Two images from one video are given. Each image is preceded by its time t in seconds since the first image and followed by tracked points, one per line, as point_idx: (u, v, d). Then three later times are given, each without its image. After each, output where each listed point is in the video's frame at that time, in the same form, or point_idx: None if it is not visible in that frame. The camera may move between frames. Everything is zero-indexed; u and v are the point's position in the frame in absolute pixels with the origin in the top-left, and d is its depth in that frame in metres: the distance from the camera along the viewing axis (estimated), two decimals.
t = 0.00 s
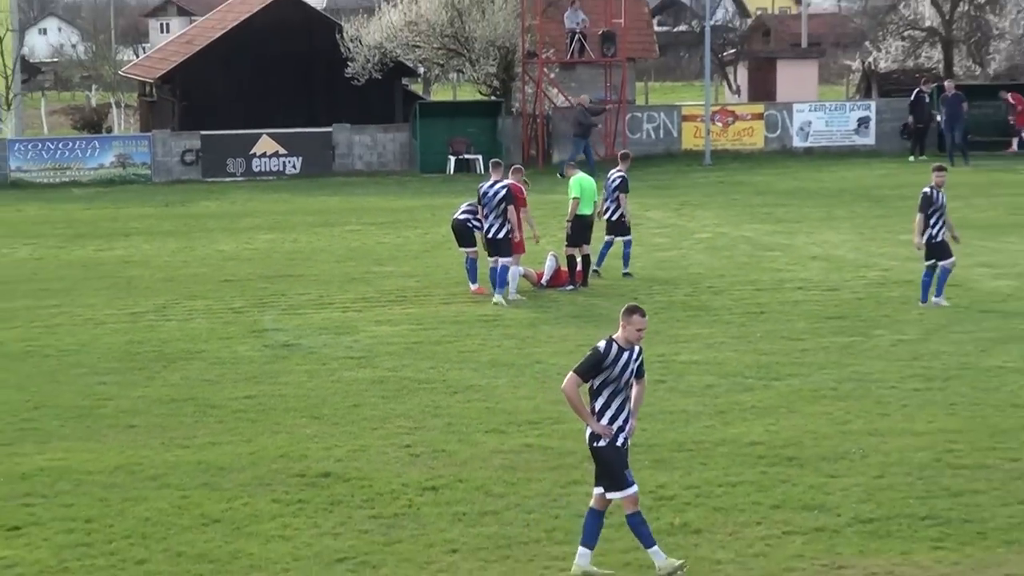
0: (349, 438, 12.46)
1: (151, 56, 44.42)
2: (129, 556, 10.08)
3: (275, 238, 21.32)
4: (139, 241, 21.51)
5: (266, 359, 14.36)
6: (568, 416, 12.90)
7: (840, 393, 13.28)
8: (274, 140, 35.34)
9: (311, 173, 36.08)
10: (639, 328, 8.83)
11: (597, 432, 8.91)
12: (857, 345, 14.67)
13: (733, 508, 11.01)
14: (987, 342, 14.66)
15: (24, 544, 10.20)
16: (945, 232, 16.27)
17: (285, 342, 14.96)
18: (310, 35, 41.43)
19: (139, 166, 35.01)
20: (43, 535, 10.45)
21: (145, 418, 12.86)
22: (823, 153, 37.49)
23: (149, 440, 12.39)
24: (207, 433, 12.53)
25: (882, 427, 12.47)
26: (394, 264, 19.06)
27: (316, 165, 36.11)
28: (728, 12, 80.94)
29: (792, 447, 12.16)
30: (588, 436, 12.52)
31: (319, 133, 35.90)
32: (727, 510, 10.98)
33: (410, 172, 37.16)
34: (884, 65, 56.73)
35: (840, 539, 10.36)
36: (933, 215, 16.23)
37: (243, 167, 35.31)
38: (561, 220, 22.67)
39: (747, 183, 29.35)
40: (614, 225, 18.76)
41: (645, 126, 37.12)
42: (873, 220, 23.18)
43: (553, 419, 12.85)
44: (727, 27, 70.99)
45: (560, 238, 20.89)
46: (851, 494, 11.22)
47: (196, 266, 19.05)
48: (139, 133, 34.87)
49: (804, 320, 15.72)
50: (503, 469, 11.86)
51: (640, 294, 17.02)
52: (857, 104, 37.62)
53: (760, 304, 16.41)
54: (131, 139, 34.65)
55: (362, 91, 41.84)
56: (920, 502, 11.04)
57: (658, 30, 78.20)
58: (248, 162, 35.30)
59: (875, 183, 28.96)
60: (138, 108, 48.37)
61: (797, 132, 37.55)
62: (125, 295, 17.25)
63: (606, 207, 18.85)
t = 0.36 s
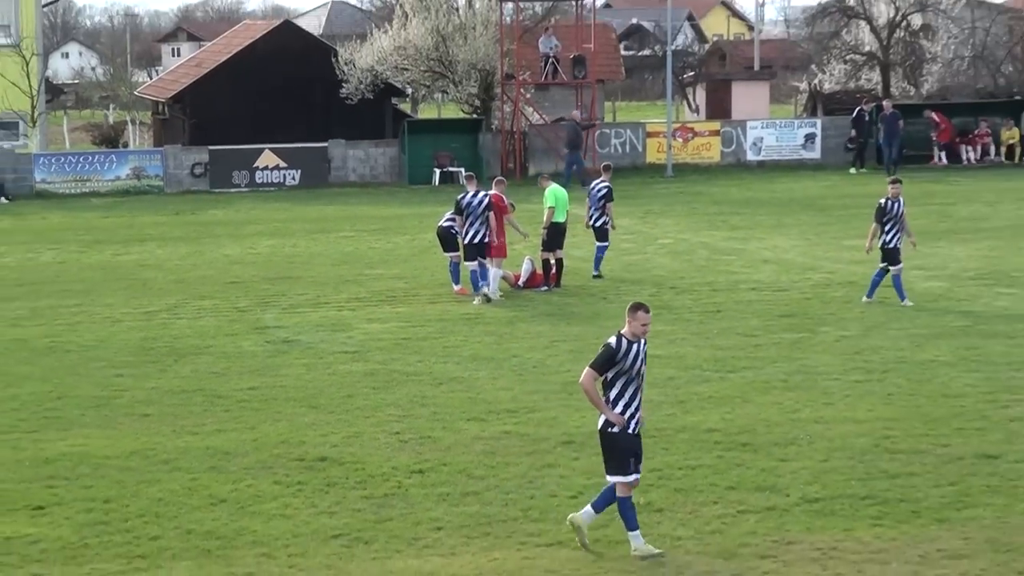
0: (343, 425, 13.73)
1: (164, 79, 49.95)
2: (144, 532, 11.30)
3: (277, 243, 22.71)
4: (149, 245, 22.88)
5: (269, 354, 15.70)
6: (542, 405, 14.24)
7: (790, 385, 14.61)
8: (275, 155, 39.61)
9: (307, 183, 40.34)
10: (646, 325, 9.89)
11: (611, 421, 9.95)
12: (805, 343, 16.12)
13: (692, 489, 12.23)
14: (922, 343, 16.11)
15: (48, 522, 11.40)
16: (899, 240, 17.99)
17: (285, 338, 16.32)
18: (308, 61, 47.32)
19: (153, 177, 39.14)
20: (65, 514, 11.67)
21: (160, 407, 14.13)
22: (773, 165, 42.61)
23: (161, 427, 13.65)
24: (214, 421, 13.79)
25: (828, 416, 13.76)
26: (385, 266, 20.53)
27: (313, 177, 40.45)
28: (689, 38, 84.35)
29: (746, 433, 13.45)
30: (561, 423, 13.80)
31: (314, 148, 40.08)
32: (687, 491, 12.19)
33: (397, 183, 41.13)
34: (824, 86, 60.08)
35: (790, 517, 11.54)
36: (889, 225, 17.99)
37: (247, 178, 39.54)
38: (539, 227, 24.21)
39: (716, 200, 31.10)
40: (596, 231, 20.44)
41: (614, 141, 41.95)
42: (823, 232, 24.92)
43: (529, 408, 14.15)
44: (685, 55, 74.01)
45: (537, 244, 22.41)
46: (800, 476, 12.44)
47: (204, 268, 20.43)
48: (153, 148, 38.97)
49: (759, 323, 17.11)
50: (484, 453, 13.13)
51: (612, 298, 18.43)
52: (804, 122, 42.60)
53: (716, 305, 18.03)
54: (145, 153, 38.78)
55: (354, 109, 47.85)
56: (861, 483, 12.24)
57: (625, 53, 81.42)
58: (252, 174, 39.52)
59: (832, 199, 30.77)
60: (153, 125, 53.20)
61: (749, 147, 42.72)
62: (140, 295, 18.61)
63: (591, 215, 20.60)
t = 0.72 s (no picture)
0: (335, 420, 14.34)
1: (161, 88, 51.29)
2: (142, 524, 11.87)
3: (269, 245, 23.37)
4: (145, 247, 23.49)
5: (263, 352, 16.31)
6: (524, 400, 14.87)
7: (761, 382, 15.25)
8: (269, 161, 40.69)
9: (299, 189, 41.43)
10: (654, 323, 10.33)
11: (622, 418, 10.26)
12: (777, 341, 16.84)
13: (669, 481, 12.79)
14: (888, 342, 16.81)
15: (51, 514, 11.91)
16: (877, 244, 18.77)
17: (278, 336, 16.93)
18: (302, 72, 48.58)
19: (151, 183, 40.10)
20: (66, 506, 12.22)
21: (158, 402, 14.71)
22: (745, 171, 44.69)
23: (159, 422, 14.23)
24: (210, 416, 14.37)
25: (799, 412, 14.37)
26: (375, 267, 21.21)
27: (305, 182, 41.62)
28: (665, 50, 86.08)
29: (720, 428, 14.06)
30: (542, 418, 14.40)
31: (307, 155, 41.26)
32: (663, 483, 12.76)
33: (385, 187, 42.37)
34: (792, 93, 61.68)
35: (762, 509, 12.09)
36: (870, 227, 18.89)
37: (242, 184, 40.55)
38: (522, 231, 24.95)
39: (694, 205, 31.98)
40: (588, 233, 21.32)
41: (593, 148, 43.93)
42: (793, 234, 25.75)
43: (512, 403, 14.76)
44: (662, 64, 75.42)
45: (520, 245, 23.14)
46: (772, 469, 13.00)
47: (199, 269, 21.05)
48: (151, 154, 39.94)
49: (733, 323, 17.80)
50: (469, 447, 13.71)
51: (592, 300, 19.11)
52: (775, 130, 44.63)
53: (691, 305, 18.75)
54: (144, 159, 39.73)
55: (344, 119, 49.03)
56: (830, 476, 12.80)
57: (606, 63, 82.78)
58: (246, 179, 40.56)
59: (804, 203, 31.65)
60: (150, 133, 54.09)
61: (723, 154, 44.78)
62: (138, 295, 19.22)
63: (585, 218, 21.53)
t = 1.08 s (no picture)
0: (317, 415, 14.31)
1: (145, 82, 51.14)
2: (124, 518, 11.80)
3: (252, 239, 23.38)
4: (128, 241, 23.47)
5: (246, 346, 16.30)
6: (508, 394, 14.87)
7: (745, 377, 15.29)
8: (251, 155, 40.49)
9: (282, 183, 41.24)
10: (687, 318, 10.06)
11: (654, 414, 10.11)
12: (759, 335, 16.90)
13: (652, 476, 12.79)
14: (870, 336, 16.86)
15: (32, 509, 11.89)
16: (878, 239, 18.73)
17: (261, 330, 16.93)
18: (284, 66, 48.62)
19: (133, 177, 40.05)
20: (48, 500, 12.16)
21: (140, 396, 14.67)
22: (728, 165, 44.92)
23: (141, 416, 14.19)
24: (192, 410, 14.34)
25: (782, 406, 14.40)
26: (359, 262, 21.22)
27: (289, 176, 41.33)
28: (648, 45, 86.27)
29: (704, 421, 14.07)
30: (526, 412, 14.39)
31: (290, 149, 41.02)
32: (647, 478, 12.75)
33: (369, 182, 42.21)
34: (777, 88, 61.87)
35: (745, 503, 12.10)
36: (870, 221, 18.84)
37: (225, 178, 40.41)
38: (505, 225, 24.99)
39: (677, 199, 32.06)
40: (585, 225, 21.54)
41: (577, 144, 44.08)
42: (776, 228, 25.82)
43: (496, 397, 14.76)
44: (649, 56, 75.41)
45: (505, 240, 23.16)
46: (755, 463, 13.01)
47: (182, 262, 21.04)
48: (133, 148, 39.89)
49: (716, 317, 17.86)
50: (452, 441, 13.70)
51: (575, 295, 19.16)
52: (758, 124, 44.93)
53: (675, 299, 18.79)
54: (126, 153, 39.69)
55: (327, 114, 49.10)
56: (813, 470, 12.81)
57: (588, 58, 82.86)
58: (229, 174, 40.43)
59: (787, 197, 31.72)
60: (133, 128, 54.01)
61: (706, 148, 44.99)
62: (119, 289, 19.19)
63: (580, 212, 21.75)
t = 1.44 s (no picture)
0: (296, 411, 14.31)
1: (122, 78, 51.02)
2: (102, 515, 11.79)
3: (232, 235, 23.45)
4: (106, 237, 23.52)
5: (225, 343, 16.31)
6: (488, 389, 14.90)
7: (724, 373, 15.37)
8: (230, 151, 40.53)
9: (261, 179, 41.30)
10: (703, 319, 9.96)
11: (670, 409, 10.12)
12: (738, 331, 16.95)
13: (632, 472, 12.79)
14: (848, 332, 16.90)
15: (9, 505, 11.90)
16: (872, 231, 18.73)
17: (240, 327, 16.95)
18: (263, 62, 48.35)
19: (111, 173, 40.06)
20: (26, 497, 12.16)
21: (119, 393, 14.66)
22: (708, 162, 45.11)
23: (120, 412, 14.18)
24: (171, 406, 14.33)
25: (761, 402, 14.43)
26: (339, 258, 21.25)
27: (269, 172, 41.43)
28: (627, 41, 86.63)
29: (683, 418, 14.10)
30: (505, 408, 14.40)
31: (269, 145, 41.11)
32: (626, 474, 12.75)
33: (349, 178, 42.38)
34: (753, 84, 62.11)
35: (724, 499, 12.12)
36: (860, 217, 18.76)
37: (203, 174, 40.39)
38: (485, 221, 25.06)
39: (657, 195, 32.15)
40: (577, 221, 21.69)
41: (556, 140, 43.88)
42: (755, 224, 25.89)
43: (475, 394, 14.77)
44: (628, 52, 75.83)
45: (484, 236, 23.23)
46: (733, 459, 13.04)
47: (161, 259, 21.07)
48: (111, 145, 39.86)
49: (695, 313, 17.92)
50: (432, 437, 13.70)
51: (555, 291, 19.25)
52: (737, 120, 45.17)
53: (654, 295, 18.83)
54: (103, 150, 39.69)
55: (306, 110, 48.77)
56: (791, 466, 12.83)
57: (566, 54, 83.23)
58: (208, 170, 40.43)
59: (767, 193, 31.81)
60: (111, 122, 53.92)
61: (686, 144, 45.19)
62: (97, 286, 19.21)
63: (571, 207, 21.87)
